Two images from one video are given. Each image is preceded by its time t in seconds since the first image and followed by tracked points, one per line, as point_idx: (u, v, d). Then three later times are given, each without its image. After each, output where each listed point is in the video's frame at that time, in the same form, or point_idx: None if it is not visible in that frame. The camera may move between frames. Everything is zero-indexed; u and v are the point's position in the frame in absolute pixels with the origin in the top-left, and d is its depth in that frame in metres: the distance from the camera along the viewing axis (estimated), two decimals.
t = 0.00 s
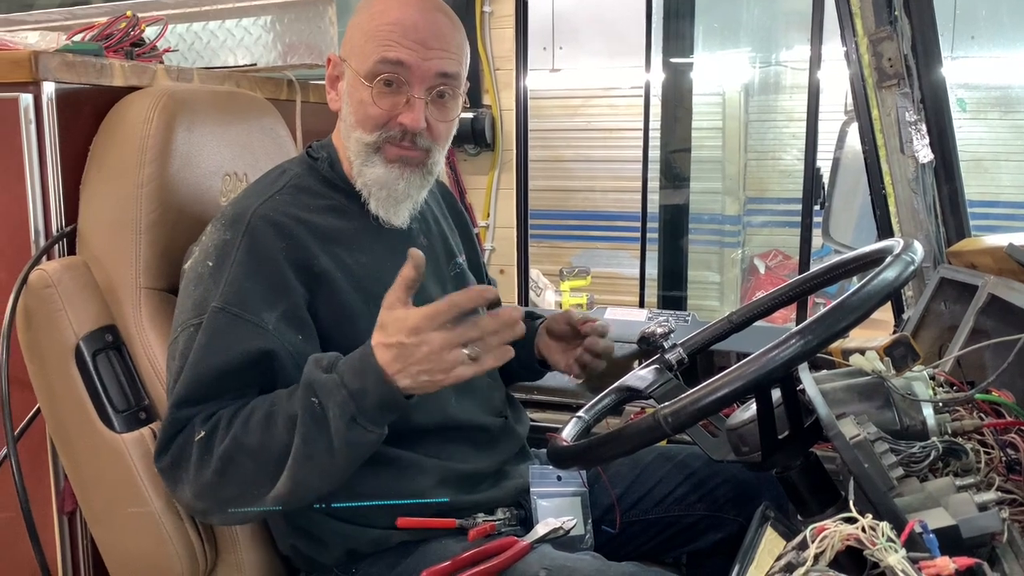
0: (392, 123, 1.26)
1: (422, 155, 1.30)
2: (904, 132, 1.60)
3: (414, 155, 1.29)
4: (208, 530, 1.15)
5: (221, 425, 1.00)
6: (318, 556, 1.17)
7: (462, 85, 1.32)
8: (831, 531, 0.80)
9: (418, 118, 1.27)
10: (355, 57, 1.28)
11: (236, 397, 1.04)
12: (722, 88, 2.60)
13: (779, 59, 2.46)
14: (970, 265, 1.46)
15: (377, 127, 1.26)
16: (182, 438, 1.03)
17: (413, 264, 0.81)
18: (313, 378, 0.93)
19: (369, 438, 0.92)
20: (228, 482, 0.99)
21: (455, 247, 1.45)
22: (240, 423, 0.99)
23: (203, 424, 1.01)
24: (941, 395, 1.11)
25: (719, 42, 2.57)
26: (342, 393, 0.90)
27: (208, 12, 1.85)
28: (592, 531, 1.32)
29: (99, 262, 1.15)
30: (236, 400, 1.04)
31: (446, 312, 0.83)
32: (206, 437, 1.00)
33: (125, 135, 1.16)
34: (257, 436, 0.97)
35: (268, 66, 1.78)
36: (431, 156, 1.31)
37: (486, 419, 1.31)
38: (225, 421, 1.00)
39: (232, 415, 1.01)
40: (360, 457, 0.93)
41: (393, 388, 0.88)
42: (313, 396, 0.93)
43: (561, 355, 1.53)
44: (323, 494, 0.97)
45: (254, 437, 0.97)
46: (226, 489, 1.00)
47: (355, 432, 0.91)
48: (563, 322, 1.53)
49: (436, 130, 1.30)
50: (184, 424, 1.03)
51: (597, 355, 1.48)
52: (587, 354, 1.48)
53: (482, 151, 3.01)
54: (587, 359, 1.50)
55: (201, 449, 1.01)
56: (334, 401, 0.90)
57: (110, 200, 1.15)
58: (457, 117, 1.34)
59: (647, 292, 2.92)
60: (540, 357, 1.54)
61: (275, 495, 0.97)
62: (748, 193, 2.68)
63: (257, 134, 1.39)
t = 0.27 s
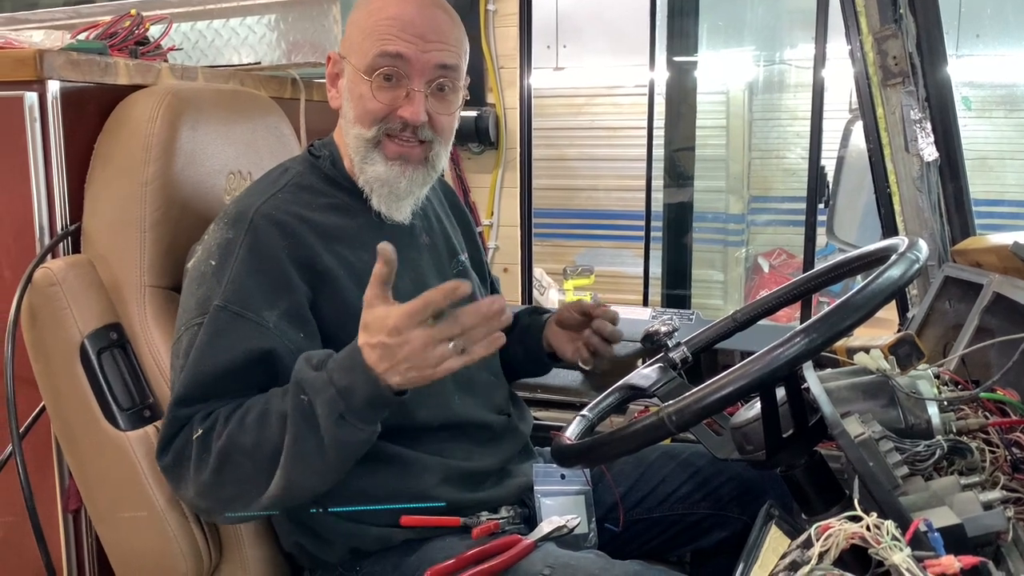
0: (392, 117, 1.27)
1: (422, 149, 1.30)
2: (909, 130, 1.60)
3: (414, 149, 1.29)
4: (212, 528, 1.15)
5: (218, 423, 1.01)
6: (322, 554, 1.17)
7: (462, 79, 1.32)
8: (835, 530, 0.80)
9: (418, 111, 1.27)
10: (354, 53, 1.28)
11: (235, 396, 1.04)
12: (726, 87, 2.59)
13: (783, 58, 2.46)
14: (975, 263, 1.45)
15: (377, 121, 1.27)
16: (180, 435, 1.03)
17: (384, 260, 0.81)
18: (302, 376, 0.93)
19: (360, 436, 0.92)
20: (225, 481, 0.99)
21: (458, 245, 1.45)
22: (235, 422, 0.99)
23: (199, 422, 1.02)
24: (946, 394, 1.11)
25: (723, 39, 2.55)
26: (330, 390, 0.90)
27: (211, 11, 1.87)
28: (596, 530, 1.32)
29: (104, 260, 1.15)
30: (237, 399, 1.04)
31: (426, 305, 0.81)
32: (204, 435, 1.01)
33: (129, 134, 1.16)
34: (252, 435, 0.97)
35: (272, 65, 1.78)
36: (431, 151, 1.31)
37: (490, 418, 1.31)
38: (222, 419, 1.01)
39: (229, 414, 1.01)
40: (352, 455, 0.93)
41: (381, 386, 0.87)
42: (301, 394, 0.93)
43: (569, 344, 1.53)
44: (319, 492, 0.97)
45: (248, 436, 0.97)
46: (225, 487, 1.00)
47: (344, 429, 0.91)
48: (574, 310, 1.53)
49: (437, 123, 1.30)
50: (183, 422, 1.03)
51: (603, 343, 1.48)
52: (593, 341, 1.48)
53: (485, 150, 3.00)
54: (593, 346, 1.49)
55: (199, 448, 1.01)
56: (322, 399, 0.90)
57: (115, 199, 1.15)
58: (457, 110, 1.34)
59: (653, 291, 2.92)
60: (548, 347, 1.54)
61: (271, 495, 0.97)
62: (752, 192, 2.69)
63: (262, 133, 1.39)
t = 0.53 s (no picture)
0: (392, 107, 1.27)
1: (422, 140, 1.29)
2: (911, 130, 1.60)
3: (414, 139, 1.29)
4: (214, 526, 1.16)
5: (211, 424, 1.00)
6: (323, 553, 1.17)
7: (459, 66, 1.32)
8: (837, 530, 0.80)
9: (418, 99, 1.27)
10: (352, 46, 1.28)
11: (233, 394, 1.04)
12: (728, 87, 2.58)
13: (786, 57, 2.47)
14: (977, 262, 1.45)
15: (377, 111, 1.27)
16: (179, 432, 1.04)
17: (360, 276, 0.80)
18: (289, 382, 0.94)
19: (346, 443, 0.91)
20: (219, 481, 1.00)
21: (458, 244, 1.44)
22: (227, 425, 0.99)
23: (192, 422, 1.02)
24: (948, 393, 1.11)
25: (726, 39, 2.54)
26: (314, 394, 0.90)
27: (213, 10, 1.88)
28: (597, 529, 1.33)
29: (106, 259, 1.15)
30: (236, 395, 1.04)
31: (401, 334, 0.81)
32: (197, 436, 1.01)
33: (131, 134, 1.16)
34: (242, 437, 0.97)
35: (275, 64, 1.79)
36: (430, 142, 1.31)
37: (491, 416, 1.31)
38: (216, 419, 1.01)
39: (222, 415, 1.01)
40: (339, 459, 0.93)
41: (367, 394, 0.87)
42: (289, 400, 0.93)
43: (574, 340, 1.52)
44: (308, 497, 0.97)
45: (239, 438, 0.97)
46: (220, 487, 1.00)
47: (329, 436, 0.90)
48: (580, 308, 1.52)
49: (437, 113, 1.30)
50: (182, 420, 1.03)
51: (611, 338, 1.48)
52: (600, 336, 1.48)
53: (487, 149, 3.00)
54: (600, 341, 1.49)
55: (195, 446, 1.01)
56: (308, 407, 0.90)
57: (117, 197, 1.15)
58: (456, 100, 1.35)
59: (654, 290, 2.92)
60: (552, 344, 1.54)
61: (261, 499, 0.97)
62: (754, 192, 2.70)
63: (264, 132, 1.39)
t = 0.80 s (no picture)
0: (396, 110, 1.27)
1: (427, 142, 1.30)
2: (912, 130, 1.60)
3: (419, 142, 1.29)
4: (216, 526, 1.16)
5: (215, 428, 1.01)
6: (325, 552, 1.17)
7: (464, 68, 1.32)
8: (838, 529, 0.80)
9: (422, 102, 1.27)
10: (357, 48, 1.28)
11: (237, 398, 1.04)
12: (730, 86, 2.58)
13: (787, 57, 2.46)
14: (979, 262, 1.45)
15: (381, 114, 1.27)
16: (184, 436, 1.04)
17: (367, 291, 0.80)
18: (293, 393, 0.94)
19: (347, 455, 0.91)
20: (222, 486, 1.00)
21: (461, 245, 1.45)
22: (231, 429, 0.99)
23: (197, 425, 1.02)
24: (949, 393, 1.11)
25: (727, 39, 2.55)
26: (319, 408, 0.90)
27: (215, 10, 1.88)
28: (598, 529, 1.33)
29: (108, 260, 1.16)
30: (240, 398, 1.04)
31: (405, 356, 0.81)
32: (202, 439, 1.01)
33: (133, 134, 1.17)
34: (246, 442, 0.97)
35: (276, 64, 1.79)
36: (436, 144, 1.32)
37: (494, 417, 1.32)
38: (220, 423, 1.01)
39: (226, 419, 1.01)
40: (340, 470, 0.93)
41: (369, 408, 0.88)
42: (291, 409, 0.93)
43: (579, 351, 1.53)
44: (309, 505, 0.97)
45: (243, 444, 0.97)
46: (222, 492, 1.00)
47: (332, 447, 0.90)
48: (590, 321, 1.53)
49: (441, 116, 1.30)
50: (187, 422, 1.04)
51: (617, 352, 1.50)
52: (606, 348, 1.49)
53: (489, 149, 3.00)
54: (606, 355, 1.50)
55: (199, 449, 1.02)
56: (310, 418, 0.91)
57: (119, 198, 1.15)
58: (461, 103, 1.35)
59: (656, 291, 2.93)
60: (556, 352, 1.54)
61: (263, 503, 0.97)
62: (756, 191, 2.69)
63: (266, 132, 1.40)
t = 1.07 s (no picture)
0: (401, 117, 1.27)
1: (430, 149, 1.30)
2: (912, 130, 1.60)
3: (423, 148, 1.30)
4: (217, 527, 1.16)
5: (225, 423, 1.01)
6: (325, 553, 1.17)
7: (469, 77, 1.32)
8: (838, 530, 0.80)
9: (427, 110, 1.27)
10: (362, 53, 1.28)
11: (243, 395, 1.05)
12: (730, 87, 2.58)
13: (787, 57, 2.46)
14: (980, 263, 1.45)
15: (385, 120, 1.27)
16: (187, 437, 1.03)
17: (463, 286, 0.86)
18: (313, 371, 0.96)
19: (363, 434, 0.94)
20: (230, 479, 1.00)
21: (463, 246, 1.46)
22: (242, 422, 0.99)
23: (205, 423, 1.02)
24: (950, 394, 1.11)
25: (727, 40, 2.55)
26: (335, 385, 0.92)
27: (216, 12, 1.88)
28: (599, 530, 1.33)
29: (108, 261, 1.16)
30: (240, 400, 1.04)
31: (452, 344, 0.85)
32: (210, 436, 1.01)
33: (133, 136, 1.17)
34: (258, 432, 0.98)
35: (277, 65, 1.79)
36: (440, 151, 1.32)
37: (495, 418, 1.32)
38: (229, 419, 1.01)
39: (234, 414, 1.02)
40: (353, 449, 0.95)
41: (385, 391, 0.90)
42: (307, 387, 0.96)
43: (563, 348, 1.52)
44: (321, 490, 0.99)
45: (254, 433, 0.98)
46: (231, 484, 1.00)
47: (346, 428, 0.93)
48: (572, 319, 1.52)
49: (445, 124, 1.31)
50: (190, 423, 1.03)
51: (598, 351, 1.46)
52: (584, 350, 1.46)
53: (490, 150, 3.00)
54: (586, 355, 1.48)
55: (203, 447, 1.01)
56: (327, 393, 0.93)
57: (120, 199, 1.15)
58: (467, 110, 1.34)
59: (657, 291, 2.92)
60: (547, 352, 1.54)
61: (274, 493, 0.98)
62: (757, 192, 2.69)
63: (266, 134, 1.40)
